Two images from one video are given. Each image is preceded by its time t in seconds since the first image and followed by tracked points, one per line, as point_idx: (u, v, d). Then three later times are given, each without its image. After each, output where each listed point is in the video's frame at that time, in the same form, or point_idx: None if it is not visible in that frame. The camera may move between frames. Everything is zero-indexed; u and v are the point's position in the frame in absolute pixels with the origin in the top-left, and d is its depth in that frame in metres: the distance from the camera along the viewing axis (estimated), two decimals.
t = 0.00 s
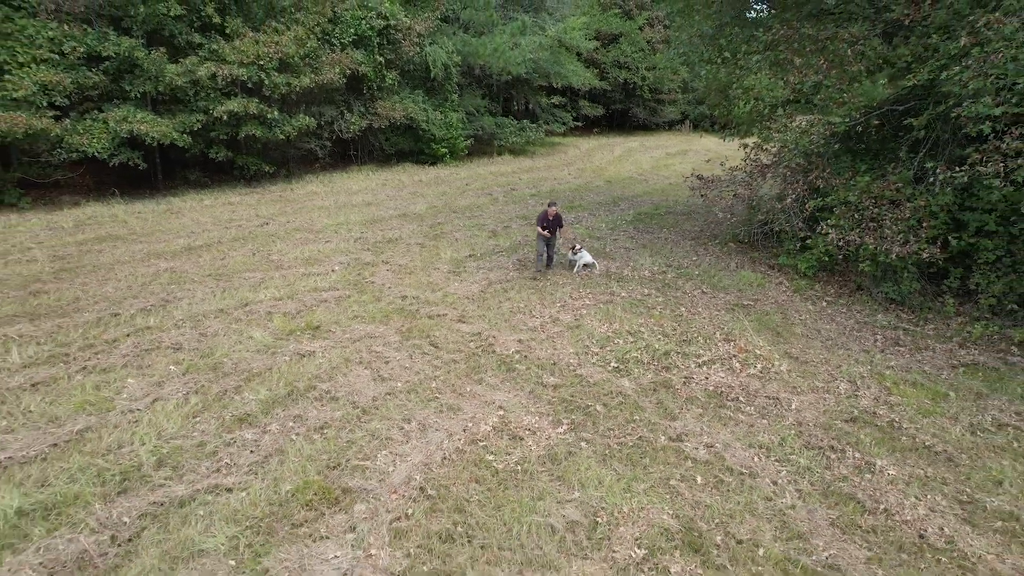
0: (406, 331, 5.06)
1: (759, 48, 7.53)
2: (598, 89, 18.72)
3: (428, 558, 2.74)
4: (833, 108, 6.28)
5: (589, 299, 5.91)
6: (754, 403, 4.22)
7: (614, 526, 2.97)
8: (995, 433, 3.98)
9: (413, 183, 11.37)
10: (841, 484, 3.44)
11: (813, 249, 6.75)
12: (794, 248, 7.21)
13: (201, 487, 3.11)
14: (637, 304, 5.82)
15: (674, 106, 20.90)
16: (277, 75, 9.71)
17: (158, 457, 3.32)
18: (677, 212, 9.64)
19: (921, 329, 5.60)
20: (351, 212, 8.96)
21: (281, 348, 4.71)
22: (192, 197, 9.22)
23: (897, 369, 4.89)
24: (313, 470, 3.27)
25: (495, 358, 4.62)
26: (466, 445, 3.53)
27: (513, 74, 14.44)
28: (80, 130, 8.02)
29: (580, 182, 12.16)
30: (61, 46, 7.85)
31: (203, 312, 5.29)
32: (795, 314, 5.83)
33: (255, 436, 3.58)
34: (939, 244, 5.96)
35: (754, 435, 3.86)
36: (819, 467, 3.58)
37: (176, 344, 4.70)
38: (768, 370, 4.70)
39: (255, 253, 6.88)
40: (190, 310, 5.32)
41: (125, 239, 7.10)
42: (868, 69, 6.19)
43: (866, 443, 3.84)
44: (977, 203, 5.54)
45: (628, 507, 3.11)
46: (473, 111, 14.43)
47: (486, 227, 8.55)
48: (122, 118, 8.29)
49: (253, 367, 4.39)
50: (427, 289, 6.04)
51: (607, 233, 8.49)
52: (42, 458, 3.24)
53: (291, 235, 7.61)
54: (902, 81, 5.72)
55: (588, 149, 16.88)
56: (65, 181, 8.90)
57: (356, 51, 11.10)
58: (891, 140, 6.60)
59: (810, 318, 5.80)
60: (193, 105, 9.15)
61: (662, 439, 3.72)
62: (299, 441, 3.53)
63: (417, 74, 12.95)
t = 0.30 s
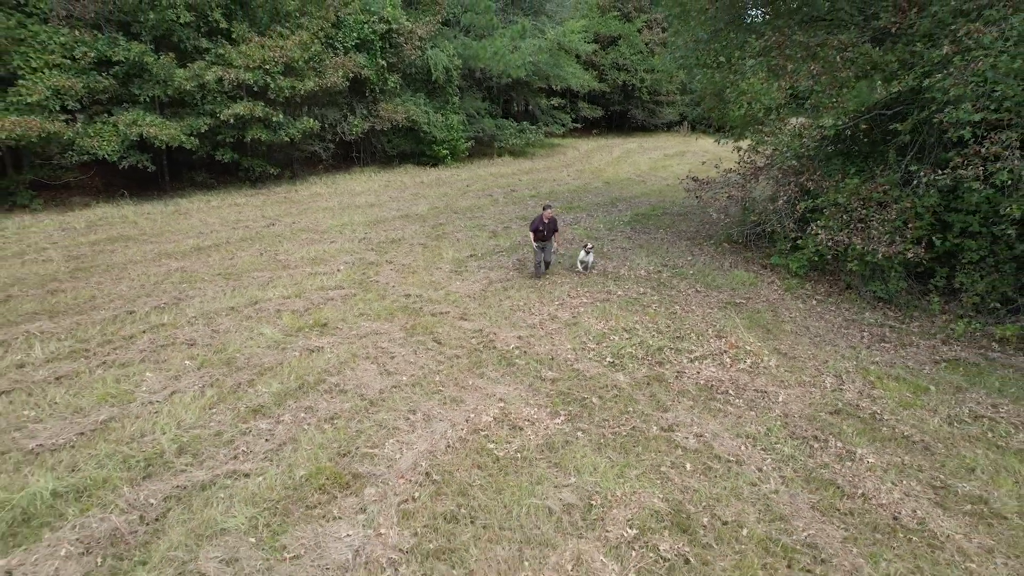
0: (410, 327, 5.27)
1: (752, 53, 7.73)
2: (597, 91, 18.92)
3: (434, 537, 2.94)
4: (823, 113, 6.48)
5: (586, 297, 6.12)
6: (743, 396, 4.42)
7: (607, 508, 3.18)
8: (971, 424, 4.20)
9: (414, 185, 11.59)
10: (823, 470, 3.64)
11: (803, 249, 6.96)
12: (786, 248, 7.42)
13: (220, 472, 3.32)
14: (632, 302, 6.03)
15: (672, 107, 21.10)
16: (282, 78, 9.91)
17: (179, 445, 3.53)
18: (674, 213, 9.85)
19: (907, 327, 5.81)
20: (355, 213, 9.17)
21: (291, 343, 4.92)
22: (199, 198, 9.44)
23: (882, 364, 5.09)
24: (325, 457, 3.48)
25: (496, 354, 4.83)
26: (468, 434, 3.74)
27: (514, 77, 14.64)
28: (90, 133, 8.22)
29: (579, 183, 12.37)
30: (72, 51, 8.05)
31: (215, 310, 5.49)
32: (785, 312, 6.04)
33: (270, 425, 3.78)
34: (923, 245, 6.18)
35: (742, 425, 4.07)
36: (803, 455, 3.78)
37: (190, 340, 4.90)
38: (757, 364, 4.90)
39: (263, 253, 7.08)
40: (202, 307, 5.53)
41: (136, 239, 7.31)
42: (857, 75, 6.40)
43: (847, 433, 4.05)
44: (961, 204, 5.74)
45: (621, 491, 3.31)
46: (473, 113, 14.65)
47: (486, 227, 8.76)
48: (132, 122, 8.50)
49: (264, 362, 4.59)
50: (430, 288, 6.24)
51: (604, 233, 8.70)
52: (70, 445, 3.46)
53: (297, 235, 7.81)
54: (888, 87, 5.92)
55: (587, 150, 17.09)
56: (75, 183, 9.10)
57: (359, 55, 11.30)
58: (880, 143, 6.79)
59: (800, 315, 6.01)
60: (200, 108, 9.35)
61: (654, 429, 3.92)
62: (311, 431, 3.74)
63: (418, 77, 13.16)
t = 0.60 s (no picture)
0: (414, 324, 5.49)
1: (746, 58, 7.94)
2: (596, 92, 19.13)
3: (440, 516, 3.15)
4: (813, 117, 6.69)
5: (583, 295, 6.33)
6: (732, 388, 4.64)
7: (601, 490, 3.39)
8: (947, 415, 4.44)
9: (416, 186, 11.81)
10: (805, 457, 3.86)
11: (794, 249, 7.18)
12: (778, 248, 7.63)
13: (238, 458, 3.53)
14: (628, 300, 6.24)
15: (671, 108, 21.30)
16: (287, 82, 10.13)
17: (198, 433, 3.75)
18: (670, 213, 10.07)
19: (892, 324, 6.03)
20: (359, 213, 9.39)
21: (300, 339, 5.13)
22: (206, 199, 9.66)
23: (867, 359, 5.31)
24: (336, 444, 3.69)
25: (496, 349, 5.04)
26: (470, 424, 3.96)
27: (513, 79, 14.86)
28: (101, 136, 8.44)
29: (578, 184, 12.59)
30: (84, 56, 8.27)
31: (226, 307, 5.71)
32: (775, 309, 6.26)
33: (283, 415, 3.99)
34: (908, 245, 6.41)
35: (730, 416, 4.28)
36: (787, 444, 3.99)
37: (203, 336, 5.12)
38: (747, 359, 5.12)
39: (270, 253, 7.30)
40: (213, 305, 5.74)
41: (147, 239, 7.53)
42: (845, 80, 6.61)
43: (830, 423, 4.27)
44: (945, 205, 5.95)
45: (614, 475, 3.52)
46: (474, 115, 14.87)
47: (487, 228, 8.97)
48: (141, 124, 8.72)
49: (275, 356, 4.81)
50: (432, 287, 6.45)
51: (602, 233, 8.92)
52: (96, 433, 3.68)
53: (302, 236, 8.03)
54: (875, 92, 6.14)
55: (586, 152, 17.31)
56: (85, 184, 9.31)
57: (362, 58, 11.52)
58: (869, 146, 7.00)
59: (790, 312, 6.23)
60: (207, 111, 9.56)
61: (646, 419, 4.14)
62: (322, 420, 3.95)
63: (420, 80, 13.38)
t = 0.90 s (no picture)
0: (418, 320, 5.71)
1: (739, 63, 8.16)
2: (595, 94, 19.35)
3: (444, 497, 3.37)
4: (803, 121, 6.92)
5: (581, 293, 6.56)
6: (722, 381, 4.86)
7: (596, 474, 3.62)
8: (927, 406, 4.67)
9: (418, 187, 12.05)
10: (789, 444, 4.08)
11: (786, 248, 7.40)
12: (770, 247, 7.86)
13: (254, 444, 3.75)
14: (624, 298, 6.47)
15: (670, 110, 21.51)
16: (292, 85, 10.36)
17: (215, 422, 3.97)
18: (667, 213, 10.30)
19: (878, 320, 6.27)
20: (362, 214, 9.62)
21: (309, 335, 5.35)
22: (213, 199, 9.89)
23: (852, 354, 5.54)
24: (346, 432, 3.91)
25: (497, 344, 5.27)
26: (472, 413, 4.18)
27: (513, 82, 15.08)
28: (112, 138, 8.68)
29: (577, 185, 12.82)
30: (95, 61, 8.50)
31: (237, 304, 5.93)
32: (766, 307, 6.48)
33: (295, 405, 4.22)
34: (894, 245, 6.64)
35: (720, 406, 4.50)
36: (773, 432, 4.22)
37: (216, 331, 5.34)
38: (737, 354, 5.34)
39: (277, 252, 7.52)
40: (224, 302, 5.96)
41: (157, 239, 7.77)
42: (834, 86, 6.83)
43: (814, 413, 4.49)
44: (929, 206, 6.18)
45: (608, 460, 3.74)
46: (475, 117, 15.11)
47: (487, 228, 9.20)
48: (150, 127, 8.96)
49: (285, 350, 5.03)
50: (435, 285, 6.67)
51: (599, 233, 9.15)
52: (120, 422, 3.92)
53: (308, 236, 8.25)
54: (862, 97, 6.37)
55: (585, 153, 17.54)
56: (95, 186, 9.54)
57: (365, 62, 11.74)
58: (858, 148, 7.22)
59: (780, 310, 6.46)
60: (214, 114, 9.79)
61: (639, 409, 4.36)
62: (332, 410, 4.17)
63: (421, 82, 13.60)
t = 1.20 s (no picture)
0: (421, 317, 5.95)
1: (732, 67, 8.39)
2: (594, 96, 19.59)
3: (448, 480, 3.60)
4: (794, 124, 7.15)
5: (578, 291, 6.79)
6: (712, 374, 5.09)
7: (590, 459, 3.85)
8: (906, 397, 4.91)
9: (420, 187, 12.28)
10: (773, 432, 4.32)
11: (777, 248, 7.64)
12: (763, 246, 8.10)
13: (268, 432, 3.99)
14: (620, 296, 6.70)
15: (668, 111, 21.74)
16: (297, 89, 10.61)
17: (232, 411, 4.21)
18: (663, 214, 10.54)
19: (865, 317, 6.51)
20: (366, 214, 9.86)
21: (317, 330, 5.58)
22: (220, 200, 10.14)
23: (838, 348, 5.78)
24: (355, 421, 4.15)
25: (497, 339, 5.51)
26: (474, 403, 4.42)
27: (513, 84, 15.32)
28: (122, 141, 8.92)
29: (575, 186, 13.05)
30: (106, 66, 8.75)
31: (247, 301, 6.17)
32: (757, 304, 6.72)
33: (306, 396, 4.45)
34: (880, 245, 6.88)
35: (709, 397, 4.74)
36: (759, 421, 4.45)
37: (228, 326, 5.58)
38: (727, 349, 5.57)
39: (284, 252, 7.75)
40: (235, 299, 6.20)
41: (167, 239, 8.01)
42: (823, 90, 7.07)
43: (799, 404, 4.73)
44: (913, 207, 6.41)
45: (602, 447, 3.98)
46: (475, 120, 15.36)
47: (487, 228, 9.43)
48: (160, 130, 9.20)
49: (295, 344, 5.26)
50: (437, 283, 6.91)
51: (597, 233, 9.38)
52: (142, 410, 4.16)
53: (314, 235, 8.49)
54: (849, 102, 6.60)
55: (584, 154, 17.78)
56: (105, 187, 9.79)
57: (367, 65, 11.98)
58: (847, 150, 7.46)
59: (771, 307, 6.70)
60: (220, 116, 10.02)
61: (632, 400, 4.60)
62: (341, 400, 4.41)
63: (423, 85, 13.84)
